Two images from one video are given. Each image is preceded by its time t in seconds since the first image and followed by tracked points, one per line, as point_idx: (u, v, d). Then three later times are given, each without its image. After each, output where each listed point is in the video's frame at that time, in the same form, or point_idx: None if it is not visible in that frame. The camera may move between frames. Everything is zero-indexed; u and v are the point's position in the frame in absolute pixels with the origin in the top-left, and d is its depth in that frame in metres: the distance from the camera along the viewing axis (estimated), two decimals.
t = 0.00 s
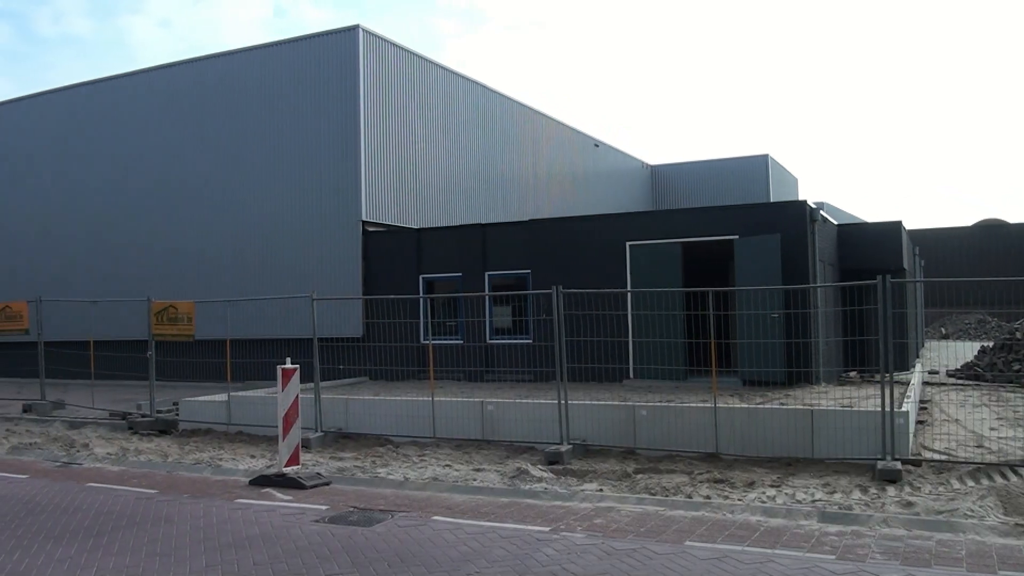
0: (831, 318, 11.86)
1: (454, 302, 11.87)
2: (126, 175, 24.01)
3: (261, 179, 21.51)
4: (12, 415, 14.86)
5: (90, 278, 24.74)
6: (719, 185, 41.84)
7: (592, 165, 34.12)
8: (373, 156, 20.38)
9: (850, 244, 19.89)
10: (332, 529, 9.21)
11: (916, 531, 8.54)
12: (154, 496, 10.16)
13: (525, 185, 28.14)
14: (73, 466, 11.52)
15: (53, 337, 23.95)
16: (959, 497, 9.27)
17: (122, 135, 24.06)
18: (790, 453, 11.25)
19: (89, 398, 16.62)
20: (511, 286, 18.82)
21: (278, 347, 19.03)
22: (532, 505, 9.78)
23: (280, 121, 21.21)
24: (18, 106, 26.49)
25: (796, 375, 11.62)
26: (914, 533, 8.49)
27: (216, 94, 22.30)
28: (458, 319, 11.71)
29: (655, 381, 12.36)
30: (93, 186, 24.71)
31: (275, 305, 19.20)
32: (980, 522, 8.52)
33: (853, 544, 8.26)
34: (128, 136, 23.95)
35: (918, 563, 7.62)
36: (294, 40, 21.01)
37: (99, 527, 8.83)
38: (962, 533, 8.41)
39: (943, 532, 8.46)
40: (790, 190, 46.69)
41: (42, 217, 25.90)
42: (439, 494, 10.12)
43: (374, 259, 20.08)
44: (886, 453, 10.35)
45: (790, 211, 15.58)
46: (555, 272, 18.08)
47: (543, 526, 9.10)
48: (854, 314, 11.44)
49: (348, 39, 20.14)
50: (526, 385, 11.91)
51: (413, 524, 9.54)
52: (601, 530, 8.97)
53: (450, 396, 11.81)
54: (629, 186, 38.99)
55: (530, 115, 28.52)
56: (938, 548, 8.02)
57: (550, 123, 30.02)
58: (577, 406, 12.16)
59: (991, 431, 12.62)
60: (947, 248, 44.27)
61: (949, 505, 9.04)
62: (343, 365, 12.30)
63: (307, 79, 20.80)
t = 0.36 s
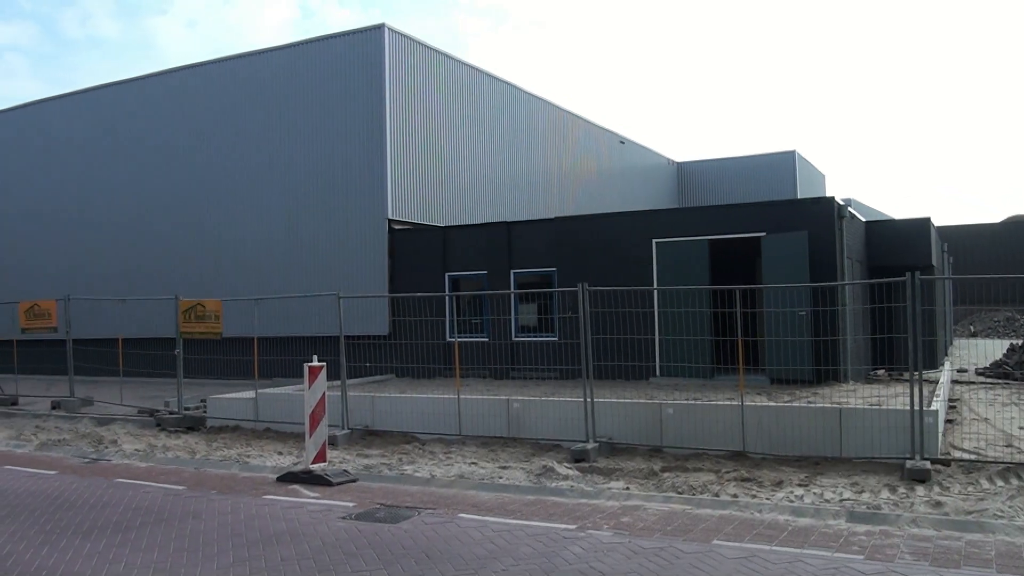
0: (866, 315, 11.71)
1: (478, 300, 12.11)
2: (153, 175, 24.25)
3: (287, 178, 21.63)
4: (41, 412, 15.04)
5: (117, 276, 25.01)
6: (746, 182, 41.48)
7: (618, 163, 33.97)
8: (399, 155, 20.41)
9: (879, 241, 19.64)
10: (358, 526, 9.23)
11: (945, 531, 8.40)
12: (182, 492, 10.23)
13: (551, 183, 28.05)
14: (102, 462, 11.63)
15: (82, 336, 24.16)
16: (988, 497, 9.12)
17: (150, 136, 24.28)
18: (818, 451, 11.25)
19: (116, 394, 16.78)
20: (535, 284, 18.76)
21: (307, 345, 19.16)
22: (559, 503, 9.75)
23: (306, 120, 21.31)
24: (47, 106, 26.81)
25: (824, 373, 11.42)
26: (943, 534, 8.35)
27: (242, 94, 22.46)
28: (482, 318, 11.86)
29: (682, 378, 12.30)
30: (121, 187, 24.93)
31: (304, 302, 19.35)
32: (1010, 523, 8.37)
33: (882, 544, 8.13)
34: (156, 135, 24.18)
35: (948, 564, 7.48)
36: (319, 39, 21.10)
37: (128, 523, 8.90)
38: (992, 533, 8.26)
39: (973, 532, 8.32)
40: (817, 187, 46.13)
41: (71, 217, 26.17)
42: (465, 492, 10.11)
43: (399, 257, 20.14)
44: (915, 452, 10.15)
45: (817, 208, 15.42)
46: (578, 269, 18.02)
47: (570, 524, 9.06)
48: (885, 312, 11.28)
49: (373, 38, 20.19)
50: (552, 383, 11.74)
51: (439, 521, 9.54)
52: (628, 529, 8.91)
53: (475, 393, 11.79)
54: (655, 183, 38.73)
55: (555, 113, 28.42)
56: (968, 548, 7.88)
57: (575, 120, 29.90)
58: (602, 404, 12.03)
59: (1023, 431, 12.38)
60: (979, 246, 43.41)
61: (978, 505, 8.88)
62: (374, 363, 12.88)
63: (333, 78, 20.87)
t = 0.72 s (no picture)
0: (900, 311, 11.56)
1: (504, 297, 12.22)
2: (180, 173, 24.44)
3: (313, 176, 21.71)
4: (71, 407, 15.22)
5: (145, 273, 25.24)
6: (772, 177, 41.11)
7: (643, 159, 33.80)
8: (424, 152, 20.42)
9: (908, 237, 19.37)
10: (384, 521, 9.24)
11: (973, 531, 8.27)
12: (210, 487, 10.30)
13: (576, 180, 27.95)
14: (130, 456, 11.73)
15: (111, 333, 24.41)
16: (1019, 496, 8.95)
17: (178, 134, 24.46)
18: (847, 450, 10.77)
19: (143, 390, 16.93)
20: (560, 281, 18.65)
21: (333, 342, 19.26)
22: (585, 501, 9.71)
23: (331, 118, 21.37)
24: (75, 105, 27.09)
25: (853, 371, 11.46)
26: (972, 534, 8.22)
27: (268, 93, 22.57)
28: (508, 315, 12.03)
29: (708, 376, 12.14)
30: (149, 185, 25.15)
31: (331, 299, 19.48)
32: None
33: (910, 544, 8.02)
34: (183, 133, 24.37)
35: (978, 564, 7.36)
36: (345, 37, 21.15)
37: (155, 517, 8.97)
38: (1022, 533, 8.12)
39: (1002, 532, 8.19)
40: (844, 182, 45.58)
41: (99, 215, 26.43)
42: (491, 489, 10.10)
43: (425, 254, 20.20)
44: (943, 451, 9.97)
45: (845, 204, 15.25)
46: (602, 266, 17.95)
47: (596, 522, 9.02)
48: (915, 309, 11.13)
49: (399, 35, 20.22)
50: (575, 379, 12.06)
51: (465, 518, 9.53)
52: (654, 527, 8.84)
53: (501, 389, 11.77)
54: (680, 180, 38.50)
55: (580, 109, 28.29)
56: (997, 549, 7.76)
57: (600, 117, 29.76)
58: (628, 401, 11.83)
59: None
60: (1009, 242, 42.64)
61: (1008, 505, 8.73)
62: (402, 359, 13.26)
63: (359, 76, 20.91)
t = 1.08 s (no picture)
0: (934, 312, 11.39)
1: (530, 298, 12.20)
2: (208, 173, 24.65)
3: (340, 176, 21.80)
4: (99, 404, 15.39)
5: (173, 272, 25.50)
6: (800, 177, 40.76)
7: (670, 159, 33.65)
8: (451, 152, 20.44)
9: (938, 238, 19.11)
10: (411, 521, 9.25)
11: (1003, 538, 8.13)
12: (237, 485, 10.35)
13: (602, 180, 27.84)
14: (158, 453, 11.82)
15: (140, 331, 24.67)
16: None
17: (207, 135, 24.67)
18: (875, 454, 10.62)
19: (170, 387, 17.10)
20: (587, 282, 18.71)
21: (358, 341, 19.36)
22: (611, 502, 9.65)
23: (359, 119, 21.45)
24: (105, 105, 27.40)
25: (881, 373, 11.28)
26: (1002, 540, 8.08)
27: (296, 93, 22.70)
28: (534, 315, 12.03)
29: (734, 378, 12.08)
30: (178, 185, 25.39)
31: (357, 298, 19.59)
32: None
33: (938, 550, 7.90)
34: (211, 134, 24.57)
35: (1007, 572, 7.23)
36: (372, 37, 21.23)
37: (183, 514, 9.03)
38: None
39: None
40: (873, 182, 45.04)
41: (128, 215, 26.74)
42: (517, 489, 10.06)
43: (450, 254, 20.24)
44: (972, 455, 9.82)
45: (874, 204, 15.10)
46: (626, 266, 17.87)
47: (622, 523, 8.96)
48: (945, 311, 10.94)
49: (426, 36, 20.25)
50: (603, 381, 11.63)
51: (491, 518, 9.52)
52: (681, 529, 8.77)
53: (527, 390, 11.70)
54: (707, 180, 38.25)
55: (608, 109, 28.21)
56: None
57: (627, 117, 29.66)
58: (654, 403, 11.77)
59: None
60: None
61: None
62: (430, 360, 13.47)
63: (388, 77, 20.95)
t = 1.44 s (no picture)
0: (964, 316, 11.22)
1: (555, 300, 12.19)
2: (235, 174, 24.85)
3: (367, 178, 21.89)
4: (126, 402, 15.53)
5: (200, 272, 25.71)
6: (827, 179, 40.49)
7: (696, 161, 33.52)
8: (477, 154, 20.48)
9: (967, 242, 18.89)
10: (435, 521, 9.25)
11: None
12: (263, 483, 10.38)
13: (628, 182, 27.79)
14: (184, 451, 11.89)
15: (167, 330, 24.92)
16: None
17: (235, 135, 24.87)
18: (902, 460, 10.43)
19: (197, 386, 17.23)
20: (613, 284, 18.73)
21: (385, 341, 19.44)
22: (636, 505, 9.61)
23: (386, 120, 21.54)
24: (134, 106, 27.70)
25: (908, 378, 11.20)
26: None
27: (323, 95, 22.83)
28: (559, 317, 11.96)
29: (760, 381, 11.97)
30: (205, 185, 25.62)
31: (383, 298, 19.68)
32: None
33: (966, 557, 7.79)
34: (239, 135, 24.76)
35: None
36: (399, 39, 21.30)
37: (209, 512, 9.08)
38: None
39: None
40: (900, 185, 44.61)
41: (156, 215, 27.02)
42: (541, 491, 10.04)
43: (475, 255, 20.26)
44: (1000, 462, 9.65)
45: (902, 207, 15.00)
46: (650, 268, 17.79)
47: (647, 526, 8.91)
48: (972, 315, 10.78)
49: (453, 38, 20.29)
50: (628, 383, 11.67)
51: (516, 519, 9.50)
52: (706, 533, 8.71)
53: (551, 392, 11.67)
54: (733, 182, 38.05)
55: (635, 112, 28.17)
56: None
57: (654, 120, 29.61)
58: (679, 406, 11.70)
59: None
60: None
61: None
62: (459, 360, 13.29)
63: (414, 78, 21.01)
